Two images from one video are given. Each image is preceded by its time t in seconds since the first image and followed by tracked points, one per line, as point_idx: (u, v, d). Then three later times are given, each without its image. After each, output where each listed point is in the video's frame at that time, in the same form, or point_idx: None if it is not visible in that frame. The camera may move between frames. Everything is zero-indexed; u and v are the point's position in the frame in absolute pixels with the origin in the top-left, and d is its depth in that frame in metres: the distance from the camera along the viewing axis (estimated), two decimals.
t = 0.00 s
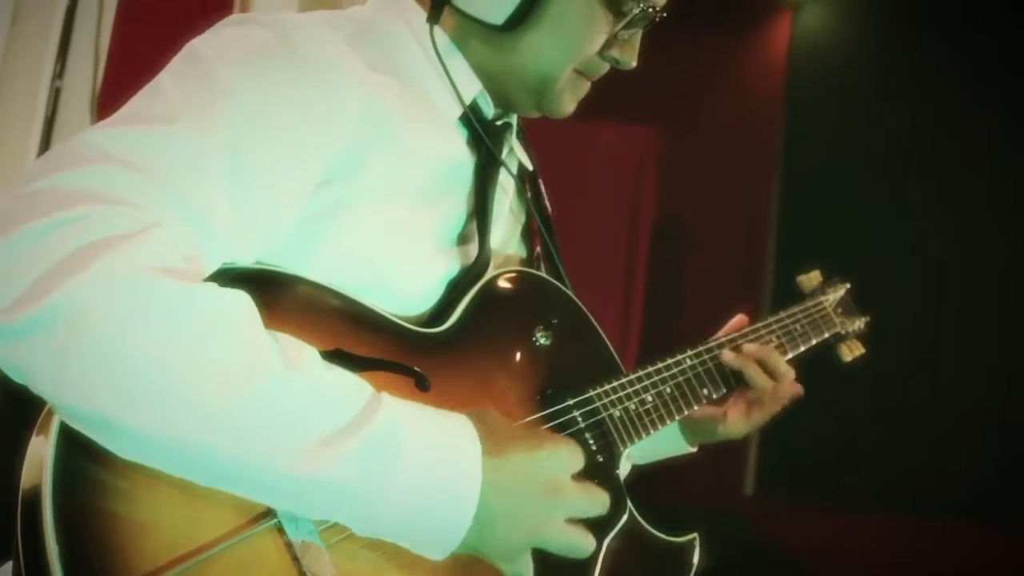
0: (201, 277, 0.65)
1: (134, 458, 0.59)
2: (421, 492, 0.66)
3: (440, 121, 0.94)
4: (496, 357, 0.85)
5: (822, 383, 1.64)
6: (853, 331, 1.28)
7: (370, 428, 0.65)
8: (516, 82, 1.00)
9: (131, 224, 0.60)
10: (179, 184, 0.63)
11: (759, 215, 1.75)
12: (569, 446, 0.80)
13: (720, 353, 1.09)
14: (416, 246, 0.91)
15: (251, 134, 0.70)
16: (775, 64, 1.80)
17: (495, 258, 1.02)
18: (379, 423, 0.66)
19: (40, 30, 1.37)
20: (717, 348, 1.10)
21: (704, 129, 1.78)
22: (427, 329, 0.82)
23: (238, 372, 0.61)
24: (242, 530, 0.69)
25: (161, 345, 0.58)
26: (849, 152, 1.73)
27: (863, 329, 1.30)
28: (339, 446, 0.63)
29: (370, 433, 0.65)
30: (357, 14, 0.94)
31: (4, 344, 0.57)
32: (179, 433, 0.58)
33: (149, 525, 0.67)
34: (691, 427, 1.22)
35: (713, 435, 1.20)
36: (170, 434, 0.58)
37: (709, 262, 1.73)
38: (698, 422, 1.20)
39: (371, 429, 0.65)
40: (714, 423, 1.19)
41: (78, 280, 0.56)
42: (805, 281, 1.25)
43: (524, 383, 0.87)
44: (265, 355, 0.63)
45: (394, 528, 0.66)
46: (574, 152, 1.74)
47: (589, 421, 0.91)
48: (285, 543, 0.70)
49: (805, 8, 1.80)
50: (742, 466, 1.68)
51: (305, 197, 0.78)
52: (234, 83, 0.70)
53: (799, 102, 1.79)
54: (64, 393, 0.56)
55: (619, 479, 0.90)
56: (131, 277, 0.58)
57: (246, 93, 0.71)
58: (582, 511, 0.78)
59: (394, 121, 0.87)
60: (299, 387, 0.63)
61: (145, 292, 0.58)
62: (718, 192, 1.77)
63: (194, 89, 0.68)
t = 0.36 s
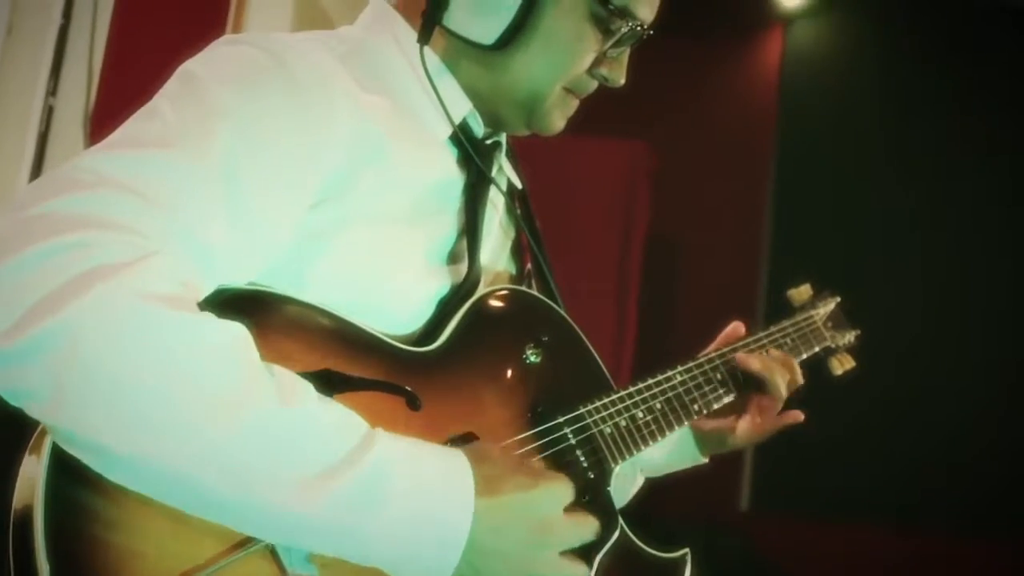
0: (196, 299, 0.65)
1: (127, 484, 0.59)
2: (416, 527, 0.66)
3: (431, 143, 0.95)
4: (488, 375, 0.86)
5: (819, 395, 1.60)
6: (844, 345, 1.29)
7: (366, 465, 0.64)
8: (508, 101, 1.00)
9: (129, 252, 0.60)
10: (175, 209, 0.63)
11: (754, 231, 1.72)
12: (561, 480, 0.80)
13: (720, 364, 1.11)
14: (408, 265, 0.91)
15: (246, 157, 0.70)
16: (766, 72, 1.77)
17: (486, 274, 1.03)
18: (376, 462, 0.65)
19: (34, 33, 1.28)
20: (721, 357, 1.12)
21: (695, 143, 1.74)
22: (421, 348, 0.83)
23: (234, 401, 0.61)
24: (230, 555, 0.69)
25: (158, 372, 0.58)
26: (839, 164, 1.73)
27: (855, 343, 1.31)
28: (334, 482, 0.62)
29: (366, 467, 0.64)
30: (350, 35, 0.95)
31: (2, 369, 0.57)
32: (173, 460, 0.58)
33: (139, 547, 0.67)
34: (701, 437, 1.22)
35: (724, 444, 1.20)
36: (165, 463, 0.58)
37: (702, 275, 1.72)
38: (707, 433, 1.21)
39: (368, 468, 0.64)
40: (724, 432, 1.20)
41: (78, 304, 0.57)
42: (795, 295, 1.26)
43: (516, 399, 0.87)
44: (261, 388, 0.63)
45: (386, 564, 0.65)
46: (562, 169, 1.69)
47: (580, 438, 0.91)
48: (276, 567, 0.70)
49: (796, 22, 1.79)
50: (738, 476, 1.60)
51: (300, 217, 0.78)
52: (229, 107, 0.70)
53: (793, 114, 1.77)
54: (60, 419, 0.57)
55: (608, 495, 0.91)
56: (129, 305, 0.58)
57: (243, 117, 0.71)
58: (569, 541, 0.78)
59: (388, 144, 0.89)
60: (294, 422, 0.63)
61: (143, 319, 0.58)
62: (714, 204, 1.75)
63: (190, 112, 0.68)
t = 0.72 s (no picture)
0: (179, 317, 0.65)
1: (109, 498, 0.60)
2: (401, 536, 0.65)
3: (418, 159, 0.96)
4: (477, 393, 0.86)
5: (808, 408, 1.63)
6: (834, 360, 1.29)
7: (347, 474, 0.64)
8: (497, 118, 1.00)
9: (111, 268, 0.60)
10: (156, 227, 0.63)
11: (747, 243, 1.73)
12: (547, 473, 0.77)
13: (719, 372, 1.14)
14: (395, 282, 0.91)
15: (231, 176, 0.70)
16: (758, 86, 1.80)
17: (474, 292, 1.03)
18: (357, 470, 0.64)
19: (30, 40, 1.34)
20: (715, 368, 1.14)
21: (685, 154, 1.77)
22: (408, 365, 0.83)
23: (214, 416, 0.60)
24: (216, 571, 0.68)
25: (135, 389, 0.58)
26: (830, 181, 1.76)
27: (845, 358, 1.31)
28: (314, 493, 0.62)
29: (346, 479, 0.63)
30: (338, 53, 0.96)
31: None
32: (151, 477, 0.58)
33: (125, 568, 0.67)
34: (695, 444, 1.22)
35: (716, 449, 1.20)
36: (143, 479, 0.58)
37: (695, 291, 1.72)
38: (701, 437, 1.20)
39: (348, 477, 0.63)
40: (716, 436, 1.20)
41: (57, 321, 0.57)
42: (786, 311, 1.26)
43: (504, 416, 0.87)
44: (243, 401, 0.62)
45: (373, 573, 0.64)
46: (551, 187, 1.73)
47: (568, 455, 0.91)
48: None
49: (786, 35, 1.84)
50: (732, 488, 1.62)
51: (286, 236, 0.78)
52: (214, 126, 0.70)
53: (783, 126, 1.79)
54: (39, 435, 0.57)
55: (598, 511, 0.91)
56: (107, 323, 0.58)
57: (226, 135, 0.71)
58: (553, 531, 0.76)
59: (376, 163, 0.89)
60: (277, 435, 0.62)
61: (122, 336, 0.58)
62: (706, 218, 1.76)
63: (175, 131, 0.68)
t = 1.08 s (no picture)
0: (167, 332, 0.65)
1: (93, 511, 0.59)
2: (390, 540, 0.64)
3: (405, 171, 0.96)
4: (468, 407, 0.86)
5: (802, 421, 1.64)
6: (826, 371, 1.29)
7: (334, 480, 0.64)
8: (487, 132, 1.00)
9: (97, 282, 0.60)
10: (142, 242, 0.63)
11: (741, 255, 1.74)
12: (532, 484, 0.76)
13: (711, 384, 1.13)
14: (384, 296, 0.91)
15: (218, 191, 0.70)
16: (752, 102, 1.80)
17: (464, 306, 1.04)
18: (343, 477, 0.64)
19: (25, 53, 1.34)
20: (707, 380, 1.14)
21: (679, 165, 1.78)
22: (398, 380, 0.83)
23: (200, 428, 0.60)
24: None
25: (121, 403, 0.58)
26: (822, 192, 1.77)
27: (838, 369, 1.31)
28: (301, 501, 0.61)
29: (331, 485, 0.63)
30: (326, 67, 0.96)
31: None
32: (138, 492, 0.57)
33: None
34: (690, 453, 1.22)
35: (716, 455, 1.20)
36: (130, 494, 0.57)
37: (689, 304, 1.72)
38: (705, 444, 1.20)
39: (334, 484, 0.63)
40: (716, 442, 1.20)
41: (43, 336, 0.57)
42: (778, 322, 1.26)
43: (495, 430, 0.87)
44: (230, 412, 0.62)
45: None
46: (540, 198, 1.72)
47: (560, 470, 0.90)
48: None
49: (780, 46, 1.86)
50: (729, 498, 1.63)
51: (273, 251, 0.78)
52: (201, 141, 0.70)
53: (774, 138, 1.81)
54: (27, 450, 0.57)
55: (589, 525, 0.91)
56: (93, 337, 0.58)
57: (213, 148, 0.71)
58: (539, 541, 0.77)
59: (363, 177, 0.89)
60: (263, 445, 0.62)
61: (107, 350, 0.58)
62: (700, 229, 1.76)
63: (162, 146, 0.68)
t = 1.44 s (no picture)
0: (160, 345, 0.65)
1: (87, 527, 0.59)
2: (388, 548, 0.65)
3: (399, 183, 0.96)
4: (462, 418, 0.85)
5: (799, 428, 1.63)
6: (824, 380, 1.29)
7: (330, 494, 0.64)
8: (480, 142, 1.00)
9: (89, 296, 0.60)
10: (134, 255, 0.63)
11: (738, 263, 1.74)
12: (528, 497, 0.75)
13: (720, 388, 1.15)
14: (379, 306, 0.91)
15: (210, 203, 0.70)
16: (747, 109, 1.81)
17: (460, 316, 1.03)
18: (338, 490, 0.64)
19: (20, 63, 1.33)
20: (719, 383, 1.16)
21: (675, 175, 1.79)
22: (395, 392, 0.83)
23: (194, 441, 0.60)
24: None
25: (114, 417, 0.58)
26: (817, 200, 1.78)
27: (834, 378, 1.31)
28: (296, 514, 0.62)
29: (329, 496, 0.64)
30: (319, 80, 0.96)
31: None
32: (133, 506, 0.57)
33: None
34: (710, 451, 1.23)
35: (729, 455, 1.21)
36: (125, 508, 0.57)
37: (686, 313, 1.72)
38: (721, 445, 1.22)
39: (330, 497, 0.63)
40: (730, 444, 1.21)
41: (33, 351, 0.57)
42: (774, 331, 1.26)
43: (492, 442, 0.87)
44: (223, 425, 0.62)
45: None
46: (535, 208, 1.73)
47: (556, 479, 0.90)
48: None
49: (776, 54, 1.87)
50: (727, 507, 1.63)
51: (267, 264, 0.78)
52: (192, 154, 0.70)
53: (770, 146, 1.81)
54: (20, 465, 0.57)
55: (586, 535, 0.90)
56: (84, 351, 0.58)
57: (204, 160, 0.71)
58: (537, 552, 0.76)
59: (358, 191, 0.89)
60: (258, 459, 0.62)
61: (99, 364, 0.58)
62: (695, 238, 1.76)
63: (153, 159, 0.68)
